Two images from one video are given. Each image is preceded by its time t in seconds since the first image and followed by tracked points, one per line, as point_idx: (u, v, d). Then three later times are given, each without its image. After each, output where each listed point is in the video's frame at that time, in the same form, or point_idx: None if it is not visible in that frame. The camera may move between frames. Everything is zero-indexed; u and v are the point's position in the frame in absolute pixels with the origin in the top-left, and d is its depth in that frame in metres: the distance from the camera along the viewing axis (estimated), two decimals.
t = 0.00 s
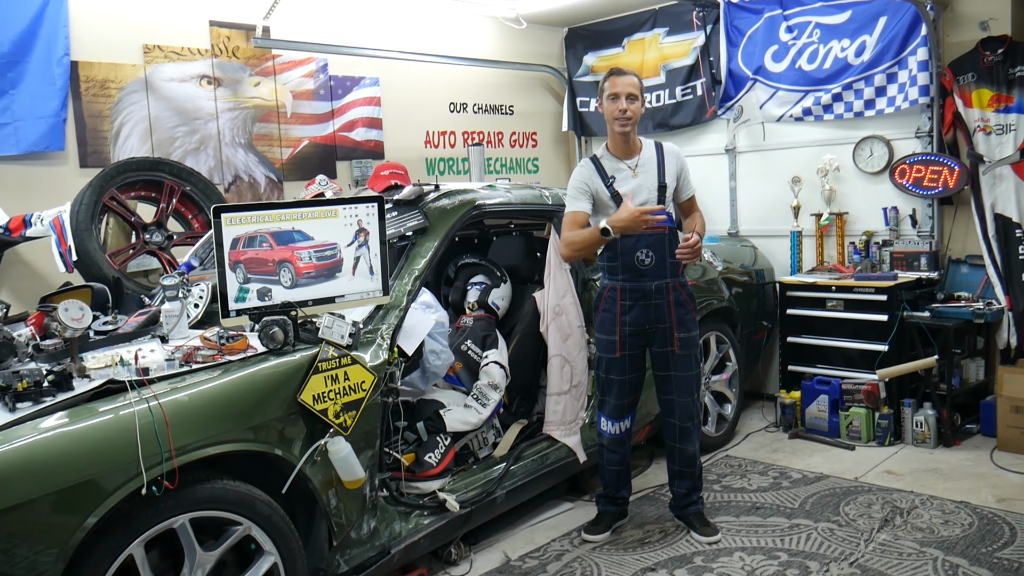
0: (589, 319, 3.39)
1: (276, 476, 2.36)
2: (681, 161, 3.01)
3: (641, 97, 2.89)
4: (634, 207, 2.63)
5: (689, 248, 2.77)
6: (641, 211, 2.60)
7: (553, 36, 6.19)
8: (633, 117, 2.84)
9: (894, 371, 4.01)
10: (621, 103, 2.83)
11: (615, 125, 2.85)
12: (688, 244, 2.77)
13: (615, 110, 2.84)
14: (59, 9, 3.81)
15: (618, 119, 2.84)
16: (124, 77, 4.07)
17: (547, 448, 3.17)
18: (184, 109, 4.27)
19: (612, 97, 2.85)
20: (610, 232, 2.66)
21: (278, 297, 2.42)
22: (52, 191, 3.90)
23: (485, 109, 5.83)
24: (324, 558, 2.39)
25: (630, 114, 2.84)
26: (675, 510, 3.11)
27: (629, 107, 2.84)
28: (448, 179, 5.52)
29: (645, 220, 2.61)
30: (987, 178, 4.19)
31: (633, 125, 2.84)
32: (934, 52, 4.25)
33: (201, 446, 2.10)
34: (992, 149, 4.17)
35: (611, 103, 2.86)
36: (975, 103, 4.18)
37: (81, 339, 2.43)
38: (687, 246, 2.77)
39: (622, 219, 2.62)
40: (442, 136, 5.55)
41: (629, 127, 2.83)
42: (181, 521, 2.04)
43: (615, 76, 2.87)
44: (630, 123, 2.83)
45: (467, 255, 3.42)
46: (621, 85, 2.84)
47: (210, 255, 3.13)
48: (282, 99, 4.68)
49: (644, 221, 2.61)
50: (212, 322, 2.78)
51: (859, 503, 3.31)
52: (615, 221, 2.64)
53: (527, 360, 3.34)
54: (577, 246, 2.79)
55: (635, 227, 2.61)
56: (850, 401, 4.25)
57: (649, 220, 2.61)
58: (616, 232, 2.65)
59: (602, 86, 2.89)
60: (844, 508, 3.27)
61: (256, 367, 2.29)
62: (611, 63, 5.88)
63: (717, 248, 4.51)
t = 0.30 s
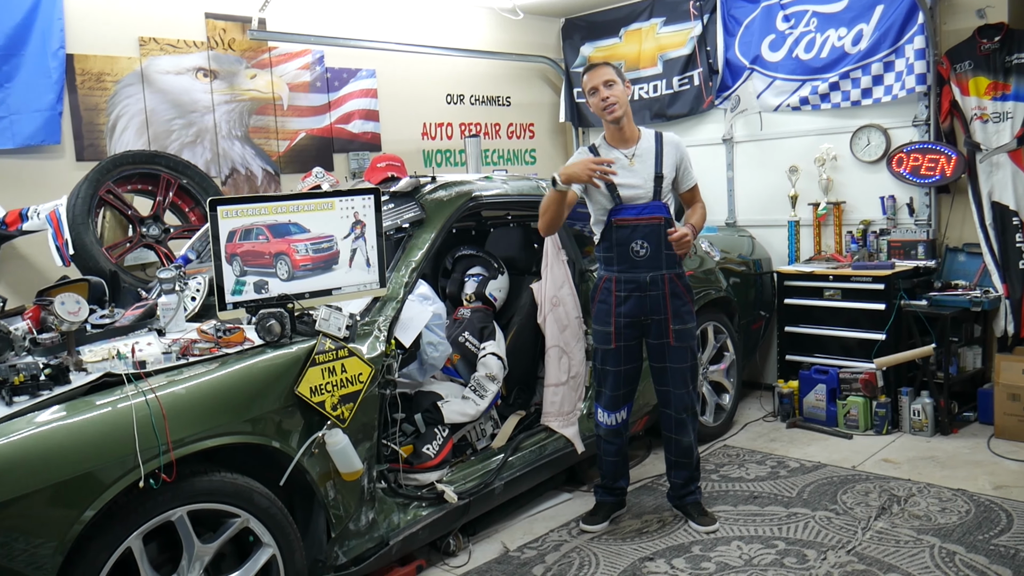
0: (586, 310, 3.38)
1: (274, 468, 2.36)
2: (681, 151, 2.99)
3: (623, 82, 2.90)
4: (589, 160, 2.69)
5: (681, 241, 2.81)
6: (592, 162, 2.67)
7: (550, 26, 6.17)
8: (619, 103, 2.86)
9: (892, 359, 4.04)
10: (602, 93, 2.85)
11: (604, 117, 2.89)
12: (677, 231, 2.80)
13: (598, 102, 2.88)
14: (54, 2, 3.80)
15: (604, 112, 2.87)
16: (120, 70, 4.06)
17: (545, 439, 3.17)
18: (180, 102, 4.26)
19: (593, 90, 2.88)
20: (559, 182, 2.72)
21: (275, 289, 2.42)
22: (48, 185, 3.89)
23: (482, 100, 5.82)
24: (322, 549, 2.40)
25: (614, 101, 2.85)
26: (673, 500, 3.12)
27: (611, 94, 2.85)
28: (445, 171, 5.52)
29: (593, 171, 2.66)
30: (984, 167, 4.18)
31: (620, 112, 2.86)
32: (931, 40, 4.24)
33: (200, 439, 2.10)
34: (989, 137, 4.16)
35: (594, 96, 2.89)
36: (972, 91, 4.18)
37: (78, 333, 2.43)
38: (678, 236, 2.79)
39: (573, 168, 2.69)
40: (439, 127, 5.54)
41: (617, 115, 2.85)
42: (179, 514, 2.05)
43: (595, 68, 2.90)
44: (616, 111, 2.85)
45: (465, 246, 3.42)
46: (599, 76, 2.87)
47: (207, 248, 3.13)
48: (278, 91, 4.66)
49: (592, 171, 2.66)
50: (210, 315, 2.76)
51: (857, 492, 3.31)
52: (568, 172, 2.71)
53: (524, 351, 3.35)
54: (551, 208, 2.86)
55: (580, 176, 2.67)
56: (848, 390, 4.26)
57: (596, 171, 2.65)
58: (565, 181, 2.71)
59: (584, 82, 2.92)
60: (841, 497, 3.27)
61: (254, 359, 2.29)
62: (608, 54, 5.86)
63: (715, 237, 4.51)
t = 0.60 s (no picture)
0: (580, 301, 3.39)
1: (268, 460, 2.36)
2: (674, 142, 2.96)
3: (613, 75, 2.90)
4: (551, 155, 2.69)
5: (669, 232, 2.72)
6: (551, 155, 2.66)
7: (544, 18, 6.15)
8: (608, 95, 2.86)
9: (884, 350, 4.03)
10: (591, 87, 2.86)
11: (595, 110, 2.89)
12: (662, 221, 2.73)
13: (588, 95, 2.89)
14: None
15: (594, 105, 2.87)
16: (110, 63, 4.04)
17: (540, 431, 3.17)
18: (172, 95, 4.24)
19: (583, 83, 2.88)
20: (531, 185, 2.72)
21: (268, 282, 2.41)
22: (40, 178, 3.87)
23: (476, 92, 5.80)
24: (317, 541, 2.41)
25: (604, 94, 2.85)
26: (668, 491, 3.13)
27: (599, 87, 2.86)
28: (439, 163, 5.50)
29: (552, 163, 2.64)
30: (978, 157, 4.20)
31: (610, 105, 2.86)
32: (924, 31, 4.24)
33: (193, 431, 2.10)
34: (983, 127, 4.18)
35: (584, 89, 2.90)
36: (965, 81, 4.20)
37: (70, 326, 2.43)
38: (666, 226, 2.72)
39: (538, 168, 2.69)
40: (433, 120, 5.53)
41: (607, 108, 2.86)
42: (173, 507, 2.05)
43: (585, 61, 2.90)
44: (605, 103, 2.85)
45: (459, 238, 3.42)
46: (587, 69, 2.87)
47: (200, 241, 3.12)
48: (271, 84, 4.64)
49: (555, 164, 2.65)
50: (202, 308, 2.75)
51: (850, 482, 3.33)
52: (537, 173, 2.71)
53: (518, 343, 3.35)
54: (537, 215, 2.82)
55: (546, 171, 2.65)
56: (842, 381, 4.27)
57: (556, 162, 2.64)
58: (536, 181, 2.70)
59: (574, 74, 2.92)
60: (835, 487, 3.29)
61: (247, 352, 2.28)
62: (602, 45, 5.84)
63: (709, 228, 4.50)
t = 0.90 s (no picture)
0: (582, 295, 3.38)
1: (269, 453, 2.36)
2: (675, 135, 2.93)
3: (613, 68, 2.88)
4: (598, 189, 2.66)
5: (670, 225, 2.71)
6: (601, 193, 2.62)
7: (547, 10, 6.12)
8: (607, 89, 2.84)
9: (888, 344, 4.05)
10: (590, 80, 2.84)
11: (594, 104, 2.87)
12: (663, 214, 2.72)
13: (588, 90, 2.87)
14: None
15: (593, 99, 2.86)
16: (113, 54, 4.03)
17: (541, 424, 3.17)
18: (174, 86, 4.23)
19: (583, 77, 2.87)
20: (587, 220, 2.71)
21: (270, 274, 2.40)
22: (42, 169, 3.87)
23: (479, 85, 5.79)
24: (318, 533, 2.41)
25: (602, 88, 2.84)
26: (669, 485, 3.13)
27: (599, 81, 2.84)
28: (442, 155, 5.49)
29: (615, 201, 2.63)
30: (981, 150, 4.18)
31: (610, 99, 2.85)
32: (929, 23, 4.22)
33: (195, 423, 2.10)
34: (987, 121, 4.15)
35: (583, 83, 2.88)
36: (970, 74, 4.16)
37: (72, 318, 2.43)
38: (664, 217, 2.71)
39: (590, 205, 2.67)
40: (436, 112, 5.51)
41: (606, 103, 2.84)
42: (174, 498, 2.05)
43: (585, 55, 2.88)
44: (605, 98, 2.84)
45: (461, 231, 3.40)
46: (587, 62, 2.85)
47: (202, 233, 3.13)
48: (274, 75, 4.63)
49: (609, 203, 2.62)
50: (204, 300, 2.77)
51: (852, 476, 3.33)
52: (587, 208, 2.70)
53: (520, 336, 3.34)
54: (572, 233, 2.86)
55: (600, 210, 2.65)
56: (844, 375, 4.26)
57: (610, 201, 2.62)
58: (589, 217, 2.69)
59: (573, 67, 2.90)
60: (836, 481, 3.28)
61: (249, 344, 2.29)
62: (605, 37, 5.82)
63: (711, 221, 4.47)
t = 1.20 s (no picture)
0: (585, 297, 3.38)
1: (271, 453, 2.36)
2: (679, 139, 2.96)
3: (623, 69, 2.89)
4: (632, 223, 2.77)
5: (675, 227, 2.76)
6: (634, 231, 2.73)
7: (552, 11, 6.12)
8: (616, 89, 2.84)
9: (891, 348, 4.02)
10: (601, 78, 2.84)
11: (603, 103, 2.86)
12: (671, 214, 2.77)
13: (598, 88, 2.86)
14: None
15: (602, 97, 2.85)
16: (118, 53, 4.04)
17: (543, 426, 3.17)
18: (179, 85, 4.23)
19: (593, 74, 2.86)
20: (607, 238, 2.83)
21: (273, 274, 2.41)
22: (47, 167, 3.88)
23: (483, 85, 5.79)
24: (319, 534, 2.41)
25: (612, 88, 2.83)
26: (671, 488, 3.12)
27: (610, 80, 2.84)
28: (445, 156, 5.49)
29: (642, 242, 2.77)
30: (986, 154, 4.15)
31: (618, 98, 2.84)
32: (934, 27, 4.21)
33: (196, 423, 2.10)
34: (992, 124, 4.14)
35: (593, 81, 2.88)
36: (975, 78, 4.15)
37: (75, 317, 2.44)
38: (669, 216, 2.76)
39: (619, 233, 2.78)
40: (440, 113, 5.51)
41: (615, 101, 2.83)
42: (175, 498, 2.05)
43: (596, 53, 2.88)
44: (614, 96, 2.83)
45: (464, 232, 3.40)
46: (598, 61, 2.85)
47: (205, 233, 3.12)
48: (278, 75, 4.63)
49: (639, 244, 2.76)
50: (207, 300, 2.74)
51: (854, 480, 3.32)
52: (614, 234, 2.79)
53: (523, 337, 3.34)
54: (579, 238, 2.92)
55: (627, 244, 2.77)
56: (847, 378, 4.25)
57: (641, 242, 2.74)
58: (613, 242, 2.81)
59: (584, 66, 2.90)
60: (838, 485, 3.28)
61: (251, 344, 2.29)
62: (610, 39, 5.81)
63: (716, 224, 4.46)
